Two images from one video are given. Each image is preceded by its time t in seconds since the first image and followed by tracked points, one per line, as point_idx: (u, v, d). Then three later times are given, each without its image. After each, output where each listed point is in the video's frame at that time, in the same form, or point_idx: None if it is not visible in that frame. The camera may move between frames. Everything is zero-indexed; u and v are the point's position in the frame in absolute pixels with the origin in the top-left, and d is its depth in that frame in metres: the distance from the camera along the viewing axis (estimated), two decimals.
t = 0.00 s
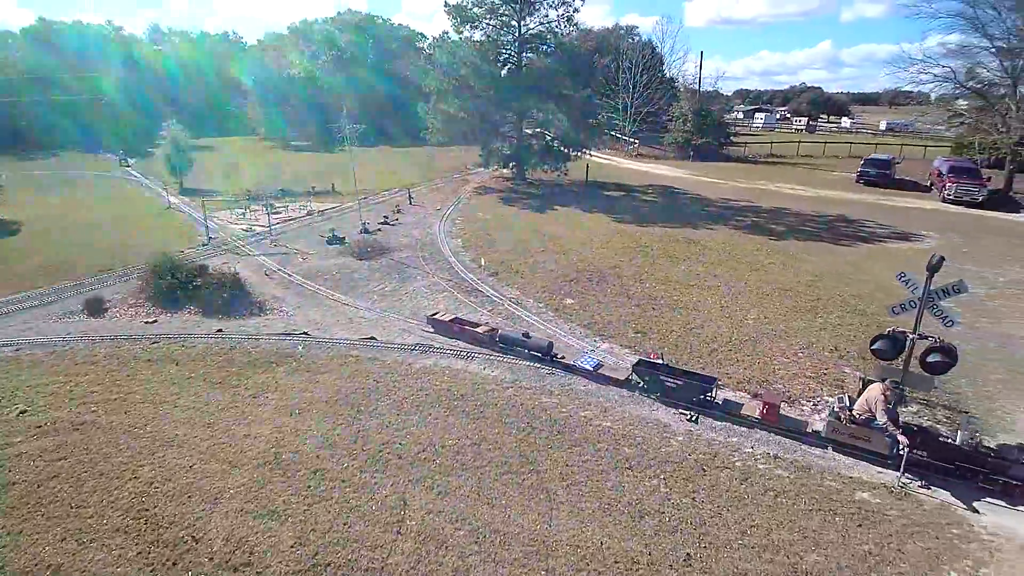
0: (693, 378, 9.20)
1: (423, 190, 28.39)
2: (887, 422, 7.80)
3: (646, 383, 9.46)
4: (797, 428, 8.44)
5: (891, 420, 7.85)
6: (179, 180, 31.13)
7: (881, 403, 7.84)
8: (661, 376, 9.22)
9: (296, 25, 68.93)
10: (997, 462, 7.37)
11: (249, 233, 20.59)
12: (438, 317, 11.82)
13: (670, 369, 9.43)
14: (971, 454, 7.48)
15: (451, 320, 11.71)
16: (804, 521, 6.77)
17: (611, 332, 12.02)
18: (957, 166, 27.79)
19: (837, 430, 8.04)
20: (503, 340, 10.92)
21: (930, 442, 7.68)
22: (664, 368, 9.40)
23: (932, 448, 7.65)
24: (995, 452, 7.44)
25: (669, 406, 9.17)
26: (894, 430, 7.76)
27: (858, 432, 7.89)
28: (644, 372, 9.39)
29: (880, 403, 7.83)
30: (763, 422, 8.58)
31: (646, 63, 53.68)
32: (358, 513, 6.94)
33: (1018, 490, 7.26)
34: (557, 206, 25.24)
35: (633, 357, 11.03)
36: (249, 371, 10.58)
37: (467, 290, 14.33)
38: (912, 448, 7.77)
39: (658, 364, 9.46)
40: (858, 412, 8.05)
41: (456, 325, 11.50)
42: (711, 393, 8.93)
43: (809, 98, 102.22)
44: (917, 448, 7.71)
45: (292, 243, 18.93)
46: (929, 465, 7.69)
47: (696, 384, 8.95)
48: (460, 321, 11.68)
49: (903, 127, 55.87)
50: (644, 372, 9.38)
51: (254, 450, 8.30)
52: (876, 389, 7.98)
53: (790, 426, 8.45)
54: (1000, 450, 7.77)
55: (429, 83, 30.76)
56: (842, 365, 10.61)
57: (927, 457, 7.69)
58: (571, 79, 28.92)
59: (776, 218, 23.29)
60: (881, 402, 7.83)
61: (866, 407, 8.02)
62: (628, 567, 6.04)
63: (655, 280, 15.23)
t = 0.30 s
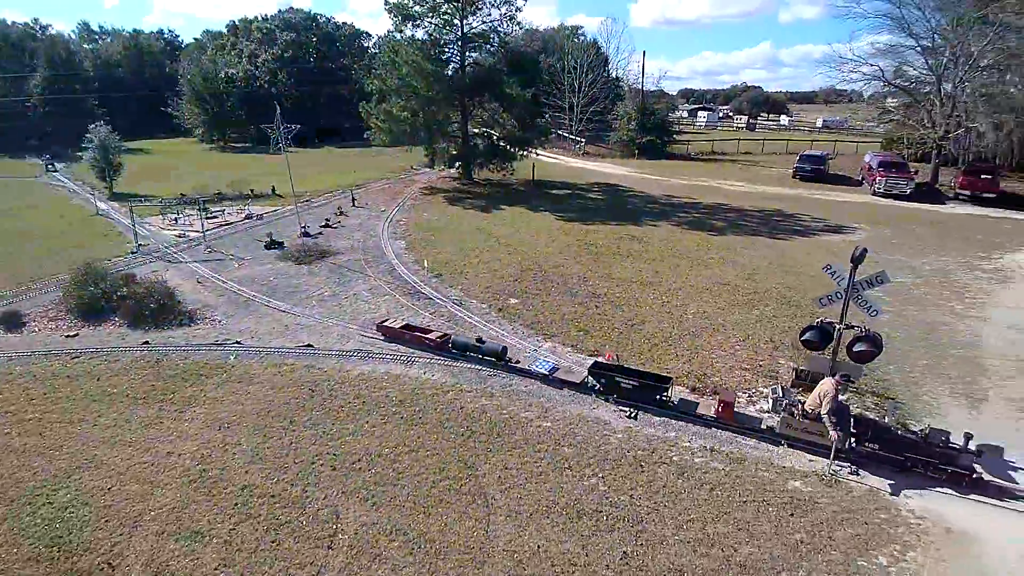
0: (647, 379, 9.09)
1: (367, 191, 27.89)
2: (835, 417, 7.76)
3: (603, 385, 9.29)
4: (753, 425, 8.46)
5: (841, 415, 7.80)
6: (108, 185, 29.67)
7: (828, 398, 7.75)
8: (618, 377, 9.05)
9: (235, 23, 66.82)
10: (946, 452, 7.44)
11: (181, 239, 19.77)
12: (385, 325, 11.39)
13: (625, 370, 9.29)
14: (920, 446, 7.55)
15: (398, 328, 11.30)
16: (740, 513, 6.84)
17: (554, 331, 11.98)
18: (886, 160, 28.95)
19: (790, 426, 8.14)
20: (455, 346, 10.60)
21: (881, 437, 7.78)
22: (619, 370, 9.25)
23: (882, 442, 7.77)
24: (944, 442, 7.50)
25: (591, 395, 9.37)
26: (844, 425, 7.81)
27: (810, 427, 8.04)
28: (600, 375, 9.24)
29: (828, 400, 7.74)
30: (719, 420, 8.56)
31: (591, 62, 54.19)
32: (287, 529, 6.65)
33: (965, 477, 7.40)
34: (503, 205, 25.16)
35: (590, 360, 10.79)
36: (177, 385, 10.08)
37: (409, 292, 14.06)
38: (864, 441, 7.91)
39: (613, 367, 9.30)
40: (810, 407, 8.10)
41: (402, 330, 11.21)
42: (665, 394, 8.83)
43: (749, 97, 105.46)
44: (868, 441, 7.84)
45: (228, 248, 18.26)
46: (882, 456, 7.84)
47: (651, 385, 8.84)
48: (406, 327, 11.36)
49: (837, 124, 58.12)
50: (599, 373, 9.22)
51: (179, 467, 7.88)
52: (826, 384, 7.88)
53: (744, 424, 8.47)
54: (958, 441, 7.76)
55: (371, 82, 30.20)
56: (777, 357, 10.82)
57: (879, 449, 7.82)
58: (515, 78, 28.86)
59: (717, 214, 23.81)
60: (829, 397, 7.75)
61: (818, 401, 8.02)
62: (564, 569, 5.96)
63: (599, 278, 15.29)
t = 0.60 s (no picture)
0: (605, 385, 8.97)
1: (309, 194, 27.19)
2: (788, 414, 7.81)
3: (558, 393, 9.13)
4: (708, 427, 8.46)
5: (793, 411, 7.83)
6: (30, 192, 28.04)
7: (780, 396, 7.71)
8: (573, 384, 8.93)
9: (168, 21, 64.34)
10: (897, 447, 7.62)
11: (108, 248, 18.82)
12: (333, 336, 10.90)
13: (584, 377, 9.18)
14: (873, 441, 7.71)
15: (346, 338, 10.83)
16: (677, 512, 6.87)
17: (497, 333, 11.86)
18: (820, 156, 29.97)
19: (747, 426, 8.14)
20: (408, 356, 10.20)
21: (835, 433, 7.84)
22: (578, 376, 9.12)
23: (836, 439, 7.84)
24: (895, 437, 7.67)
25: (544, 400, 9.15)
26: (799, 422, 7.83)
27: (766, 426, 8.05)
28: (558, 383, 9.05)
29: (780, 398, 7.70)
30: (678, 423, 8.50)
31: (536, 62, 54.37)
32: (213, 555, 6.33)
33: (914, 472, 7.60)
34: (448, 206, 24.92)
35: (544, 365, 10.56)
36: (98, 405, 9.52)
37: (349, 298, 13.69)
38: (819, 438, 7.94)
39: (572, 373, 9.17)
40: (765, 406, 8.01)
41: (349, 340, 10.77)
42: (623, 398, 8.75)
43: (691, 96, 107.88)
44: (823, 440, 7.89)
45: (160, 257, 17.47)
46: (836, 454, 7.91)
47: (610, 390, 8.76)
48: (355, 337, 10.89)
49: (775, 122, 60.02)
50: (555, 380, 9.05)
51: (97, 494, 7.41)
52: (778, 381, 7.82)
53: (703, 426, 8.46)
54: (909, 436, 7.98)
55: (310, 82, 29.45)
56: (716, 353, 10.96)
57: (834, 447, 7.87)
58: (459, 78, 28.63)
59: (660, 211, 24.18)
60: (782, 395, 7.71)
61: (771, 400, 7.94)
62: None
63: (543, 278, 15.25)
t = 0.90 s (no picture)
0: (566, 392, 8.82)
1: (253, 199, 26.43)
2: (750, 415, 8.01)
3: (519, 401, 8.95)
4: (671, 431, 8.48)
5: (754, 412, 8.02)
6: None
7: (742, 396, 8.04)
8: (534, 392, 8.74)
9: (103, 20, 61.78)
10: (856, 445, 7.67)
11: (35, 259, 17.85)
12: (283, 349, 10.46)
13: (543, 385, 8.99)
14: (832, 441, 7.76)
15: (300, 352, 10.36)
16: (619, 516, 6.84)
17: (443, 339, 11.66)
18: (764, 154, 30.71)
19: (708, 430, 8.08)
20: (363, 367, 9.85)
21: (795, 434, 7.92)
22: (538, 384, 8.94)
23: (797, 440, 7.92)
24: (853, 435, 7.73)
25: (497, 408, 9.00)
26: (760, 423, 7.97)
27: (727, 430, 7.99)
28: (517, 392, 8.85)
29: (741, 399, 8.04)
30: (639, 428, 8.47)
31: (487, 62, 54.23)
32: None
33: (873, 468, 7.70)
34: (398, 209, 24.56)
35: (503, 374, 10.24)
36: (15, 430, 8.94)
37: (291, 307, 13.29)
38: (778, 440, 8.04)
39: (531, 381, 8.98)
40: (726, 409, 8.12)
41: (301, 353, 10.31)
42: (585, 405, 8.63)
43: (641, 96, 109.57)
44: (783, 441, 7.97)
45: (91, 268, 16.66)
46: (796, 454, 8.00)
47: (570, 398, 8.61)
48: (308, 350, 10.43)
49: (722, 121, 61.42)
50: (515, 389, 8.85)
51: (11, 526, 6.93)
52: (738, 382, 8.18)
53: (668, 431, 8.44)
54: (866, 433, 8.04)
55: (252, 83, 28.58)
56: (662, 353, 11.02)
57: (794, 447, 7.96)
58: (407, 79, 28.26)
59: (609, 211, 24.36)
60: (745, 394, 8.04)
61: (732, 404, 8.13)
62: None
63: (492, 281, 15.12)
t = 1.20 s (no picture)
0: (541, 398, 8.71)
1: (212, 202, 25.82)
2: (726, 418, 8.04)
3: (494, 410, 8.79)
4: (648, 436, 8.34)
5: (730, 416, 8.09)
6: None
7: (718, 398, 8.06)
8: (509, 400, 8.61)
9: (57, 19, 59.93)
10: (832, 446, 7.69)
11: None
12: (247, 360, 10.04)
13: (518, 392, 8.88)
14: (809, 443, 7.75)
15: (265, 363, 9.98)
16: (574, 522, 6.75)
17: (402, 344, 11.46)
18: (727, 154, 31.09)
19: (685, 434, 8.08)
20: (331, 378, 9.55)
21: (772, 437, 7.90)
22: (513, 392, 8.81)
23: (774, 443, 7.87)
24: (829, 437, 7.76)
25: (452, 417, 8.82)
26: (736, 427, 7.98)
27: (703, 434, 8.01)
28: (491, 399, 8.71)
29: (718, 401, 8.06)
30: (615, 434, 8.36)
31: (454, 62, 53.93)
32: None
33: (849, 469, 7.73)
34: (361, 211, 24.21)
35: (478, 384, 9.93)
36: None
37: (247, 314, 12.96)
38: (755, 444, 7.99)
39: (506, 388, 8.85)
40: (703, 412, 8.13)
41: (266, 364, 9.93)
42: (561, 412, 8.52)
43: (611, 96, 110.33)
44: (761, 444, 7.92)
45: (37, 277, 16.04)
46: (772, 457, 7.96)
47: (546, 404, 8.51)
48: (273, 362, 10.04)
49: (688, 120, 62.10)
50: (490, 398, 8.71)
51: None
52: (713, 386, 8.21)
53: (645, 436, 8.31)
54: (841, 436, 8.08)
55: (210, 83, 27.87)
56: (622, 353, 11.02)
57: (771, 451, 7.91)
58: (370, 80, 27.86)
59: (575, 211, 24.38)
60: (721, 397, 8.06)
61: (708, 406, 8.14)
62: None
63: (454, 283, 14.97)
